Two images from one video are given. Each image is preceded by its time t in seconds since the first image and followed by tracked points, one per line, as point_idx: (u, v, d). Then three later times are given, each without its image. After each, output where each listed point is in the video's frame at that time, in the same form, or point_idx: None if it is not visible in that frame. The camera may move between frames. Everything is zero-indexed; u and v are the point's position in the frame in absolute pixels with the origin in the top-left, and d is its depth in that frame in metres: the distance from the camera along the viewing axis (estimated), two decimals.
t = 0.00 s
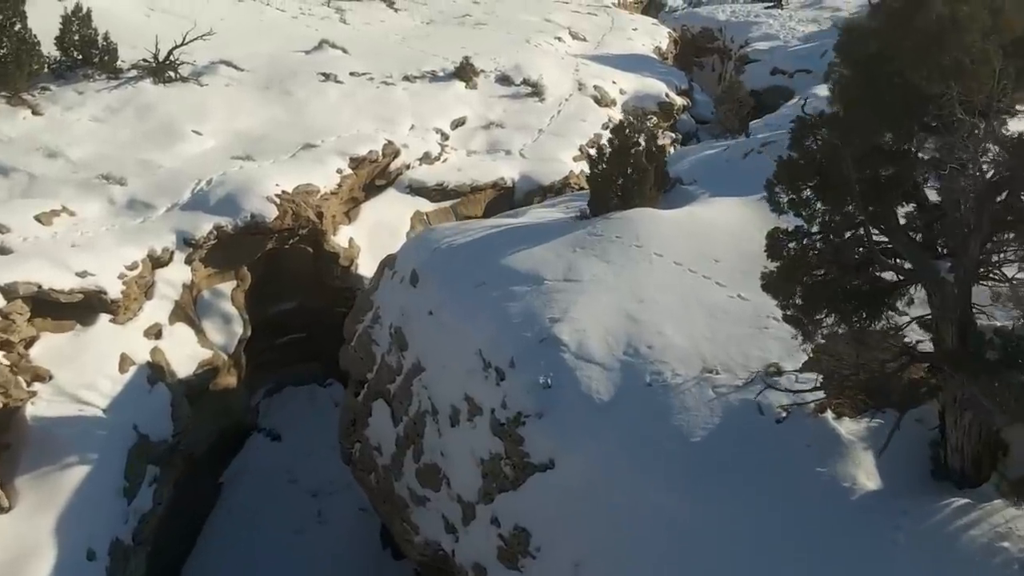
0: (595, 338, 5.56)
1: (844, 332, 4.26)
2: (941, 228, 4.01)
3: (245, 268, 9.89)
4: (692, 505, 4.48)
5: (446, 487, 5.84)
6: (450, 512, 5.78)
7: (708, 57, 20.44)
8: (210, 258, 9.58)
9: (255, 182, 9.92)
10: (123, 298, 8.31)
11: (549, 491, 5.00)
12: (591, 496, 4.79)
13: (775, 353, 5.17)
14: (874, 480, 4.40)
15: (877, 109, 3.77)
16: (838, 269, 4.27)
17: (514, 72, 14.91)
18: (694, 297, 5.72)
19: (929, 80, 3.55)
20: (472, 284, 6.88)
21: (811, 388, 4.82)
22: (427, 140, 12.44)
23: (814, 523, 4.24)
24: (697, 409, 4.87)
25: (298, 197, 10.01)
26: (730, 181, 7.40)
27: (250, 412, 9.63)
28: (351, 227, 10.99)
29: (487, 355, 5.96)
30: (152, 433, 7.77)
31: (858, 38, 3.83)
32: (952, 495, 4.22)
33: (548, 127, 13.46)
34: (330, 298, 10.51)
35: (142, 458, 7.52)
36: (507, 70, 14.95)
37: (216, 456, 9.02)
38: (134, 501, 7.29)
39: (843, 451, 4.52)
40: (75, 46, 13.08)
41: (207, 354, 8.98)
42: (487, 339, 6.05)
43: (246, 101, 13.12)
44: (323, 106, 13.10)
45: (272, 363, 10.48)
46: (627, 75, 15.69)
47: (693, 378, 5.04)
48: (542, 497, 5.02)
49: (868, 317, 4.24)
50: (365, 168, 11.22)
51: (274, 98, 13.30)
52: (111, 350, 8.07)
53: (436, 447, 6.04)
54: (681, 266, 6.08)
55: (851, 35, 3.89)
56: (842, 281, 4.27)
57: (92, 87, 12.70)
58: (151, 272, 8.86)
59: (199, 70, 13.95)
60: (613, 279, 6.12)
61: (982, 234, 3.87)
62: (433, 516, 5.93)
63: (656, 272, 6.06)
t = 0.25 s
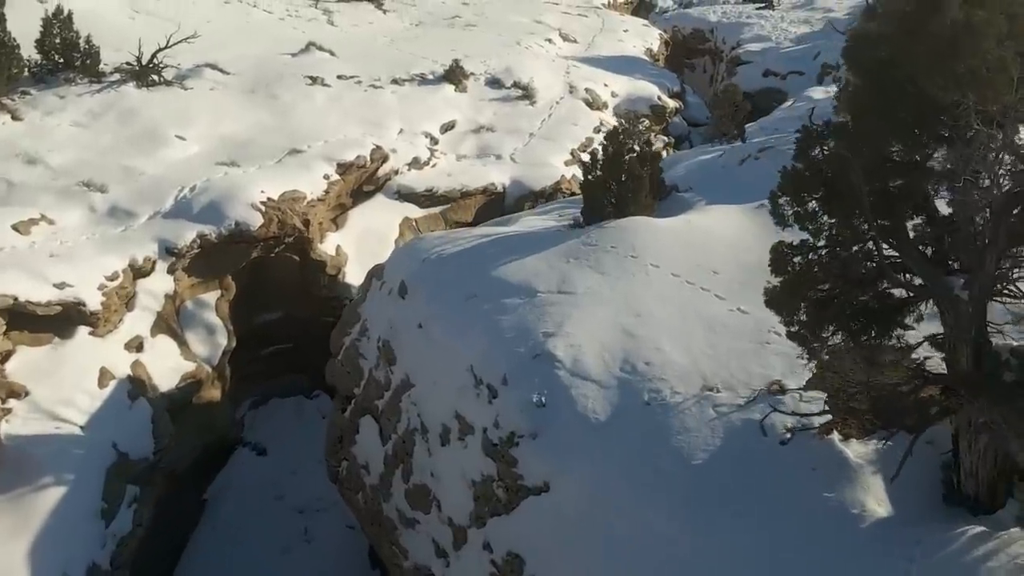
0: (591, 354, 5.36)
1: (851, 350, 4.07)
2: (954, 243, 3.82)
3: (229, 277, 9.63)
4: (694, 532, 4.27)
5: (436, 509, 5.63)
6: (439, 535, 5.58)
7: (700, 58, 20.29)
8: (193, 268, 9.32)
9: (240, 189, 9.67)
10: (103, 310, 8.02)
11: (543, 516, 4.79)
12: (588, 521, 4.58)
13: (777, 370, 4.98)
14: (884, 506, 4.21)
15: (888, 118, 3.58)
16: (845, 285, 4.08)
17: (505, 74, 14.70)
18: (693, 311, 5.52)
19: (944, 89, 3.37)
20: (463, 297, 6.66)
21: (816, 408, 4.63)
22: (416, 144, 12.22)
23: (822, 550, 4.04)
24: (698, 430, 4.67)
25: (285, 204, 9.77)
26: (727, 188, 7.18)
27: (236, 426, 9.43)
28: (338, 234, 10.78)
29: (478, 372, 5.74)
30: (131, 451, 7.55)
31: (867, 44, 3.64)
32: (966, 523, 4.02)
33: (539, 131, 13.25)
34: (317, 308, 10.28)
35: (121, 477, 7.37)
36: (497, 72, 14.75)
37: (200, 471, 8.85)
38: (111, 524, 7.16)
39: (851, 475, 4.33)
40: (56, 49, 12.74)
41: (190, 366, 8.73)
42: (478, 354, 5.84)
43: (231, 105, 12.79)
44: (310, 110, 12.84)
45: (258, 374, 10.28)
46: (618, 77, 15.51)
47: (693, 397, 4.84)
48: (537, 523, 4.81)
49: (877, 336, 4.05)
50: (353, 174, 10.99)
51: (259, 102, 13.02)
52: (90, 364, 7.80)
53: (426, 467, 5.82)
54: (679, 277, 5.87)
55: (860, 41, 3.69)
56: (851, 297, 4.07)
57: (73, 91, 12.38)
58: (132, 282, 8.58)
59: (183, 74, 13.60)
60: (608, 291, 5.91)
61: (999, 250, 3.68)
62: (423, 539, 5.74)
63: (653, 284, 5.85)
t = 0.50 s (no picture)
0: (585, 371, 5.15)
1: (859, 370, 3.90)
2: (968, 259, 3.64)
3: (213, 285, 9.38)
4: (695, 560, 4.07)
5: (426, 532, 5.47)
6: (429, 559, 5.41)
7: (691, 59, 20.14)
8: (176, 277, 9.05)
9: (224, 196, 9.42)
10: (82, 322, 7.78)
11: (537, 541, 4.59)
12: (584, 548, 4.38)
13: (779, 388, 4.79)
14: (894, 533, 4.03)
15: (900, 128, 3.39)
16: (853, 303, 3.89)
17: (495, 77, 14.50)
18: (691, 325, 5.31)
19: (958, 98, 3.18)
20: (452, 309, 6.45)
21: (820, 428, 4.46)
22: (404, 149, 12.00)
23: None
24: (698, 452, 4.48)
25: (270, 211, 9.55)
26: (722, 195, 6.98)
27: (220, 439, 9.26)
28: (325, 241, 10.57)
29: (469, 388, 5.54)
30: (111, 469, 7.36)
31: (874, 48, 3.42)
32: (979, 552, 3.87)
33: (530, 134, 13.05)
34: (303, 317, 10.07)
35: (99, 498, 7.16)
36: (486, 75, 14.54)
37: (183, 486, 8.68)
38: (88, 547, 6.94)
39: (859, 500, 4.15)
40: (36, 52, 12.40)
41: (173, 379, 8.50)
42: (469, 370, 5.63)
43: (215, 110, 12.47)
44: (296, 114, 12.58)
45: (242, 385, 10.07)
46: (610, 79, 15.33)
47: (693, 416, 4.65)
48: (530, 549, 4.61)
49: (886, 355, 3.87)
50: (340, 180, 10.77)
51: (245, 106, 12.75)
52: (68, 379, 7.59)
53: (415, 488, 5.65)
54: (675, 289, 5.67)
55: (865, 45, 3.47)
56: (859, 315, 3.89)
57: (54, 95, 12.06)
58: (113, 292, 8.32)
59: (167, 76, 13.26)
60: (603, 304, 5.71)
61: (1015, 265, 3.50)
62: (412, 562, 5.57)
63: (649, 297, 5.65)
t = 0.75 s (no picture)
0: (578, 387, 4.96)
1: (864, 390, 3.73)
2: (980, 274, 3.46)
3: (195, 294, 9.14)
4: None
5: (414, 555, 5.31)
6: None
7: (681, 60, 19.99)
8: (156, 286, 8.80)
9: (206, 203, 9.17)
10: (60, 334, 7.53)
11: (530, 567, 4.40)
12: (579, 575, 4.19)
13: (780, 405, 4.61)
14: (903, 561, 3.86)
15: (909, 137, 3.21)
16: (859, 319, 3.71)
17: (483, 80, 14.29)
18: (687, 338, 5.12)
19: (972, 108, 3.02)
20: (440, 321, 6.24)
21: (821, 448, 4.29)
22: (391, 153, 11.79)
23: None
24: (697, 474, 4.29)
25: (254, 218, 9.31)
26: (717, 202, 6.80)
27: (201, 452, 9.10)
28: (311, 248, 10.36)
29: (457, 405, 5.33)
30: (88, 488, 7.15)
31: (882, 54, 3.23)
32: None
33: (519, 138, 12.85)
34: (287, 327, 9.87)
35: (74, 519, 7.00)
36: (475, 77, 14.33)
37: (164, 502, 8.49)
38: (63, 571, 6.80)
39: (865, 526, 3.98)
40: (13, 55, 12.04)
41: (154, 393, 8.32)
42: (458, 386, 5.43)
43: (198, 113, 12.14)
44: (281, 118, 12.32)
45: (225, 395, 9.86)
46: (599, 81, 15.16)
47: (691, 435, 4.47)
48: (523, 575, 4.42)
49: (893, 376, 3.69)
50: (325, 185, 10.54)
51: (229, 109, 12.46)
52: (44, 393, 7.35)
53: (402, 508, 5.48)
54: (670, 300, 5.49)
55: (873, 50, 3.28)
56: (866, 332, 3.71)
57: (33, 98, 11.73)
58: (92, 303, 8.06)
59: (149, 80, 12.93)
60: (597, 316, 5.52)
61: None
62: None
63: (643, 308, 5.46)
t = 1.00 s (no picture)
0: (569, 403, 4.77)
1: (869, 411, 3.57)
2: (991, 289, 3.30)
3: (175, 304, 8.90)
4: None
5: None
6: None
7: (669, 61, 19.86)
8: (135, 296, 8.55)
9: (186, 210, 8.92)
10: (33, 346, 7.31)
11: None
12: None
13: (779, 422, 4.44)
14: None
15: (918, 146, 3.05)
16: (864, 336, 3.54)
17: (470, 82, 14.10)
18: (681, 351, 4.94)
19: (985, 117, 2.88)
20: (426, 333, 6.05)
21: (823, 469, 4.15)
22: (377, 157, 11.58)
23: None
24: (693, 496, 4.11)
25: (235, 225, 9.08)
26: (709, 208, 6.64)
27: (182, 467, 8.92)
28: (294, 255, 10.16)
29: (444, 422, 5.14)
30: (62, 507, 7.07)
31: (888, 59, 3.07)
32: None
33: (507, 141, 12.67)
34: (270, 337, 9.65)
35: (46, 537, 6.92)
36: (461, 79, 14.13)
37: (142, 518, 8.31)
38: None
39: (870, 553, 3.84)
40: None
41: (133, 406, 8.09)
42: (444, 402, 5.23)
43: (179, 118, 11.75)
44: (264, 121, 12.05)
45: (206, 407, 9.63)
46: (588, 83, 14.99)
47: (687, 455, 4.29)
48: None
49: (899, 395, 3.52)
50: (309, 190, 10.32)
51: (210, 113, 12.10)
52: (16, 408, 7.16)
53: (387, 529, 5.30)
54: (664, 311, 5.31)
55: (879, 55, 3.12)
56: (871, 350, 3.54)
57: (10, 103, 11.29)
58: (68, 314, 7.81)
59: (129, 83, 12.50)
60: (588, 328, 5.33)
61: None
62: None
63: (636, 320, 5.28)
